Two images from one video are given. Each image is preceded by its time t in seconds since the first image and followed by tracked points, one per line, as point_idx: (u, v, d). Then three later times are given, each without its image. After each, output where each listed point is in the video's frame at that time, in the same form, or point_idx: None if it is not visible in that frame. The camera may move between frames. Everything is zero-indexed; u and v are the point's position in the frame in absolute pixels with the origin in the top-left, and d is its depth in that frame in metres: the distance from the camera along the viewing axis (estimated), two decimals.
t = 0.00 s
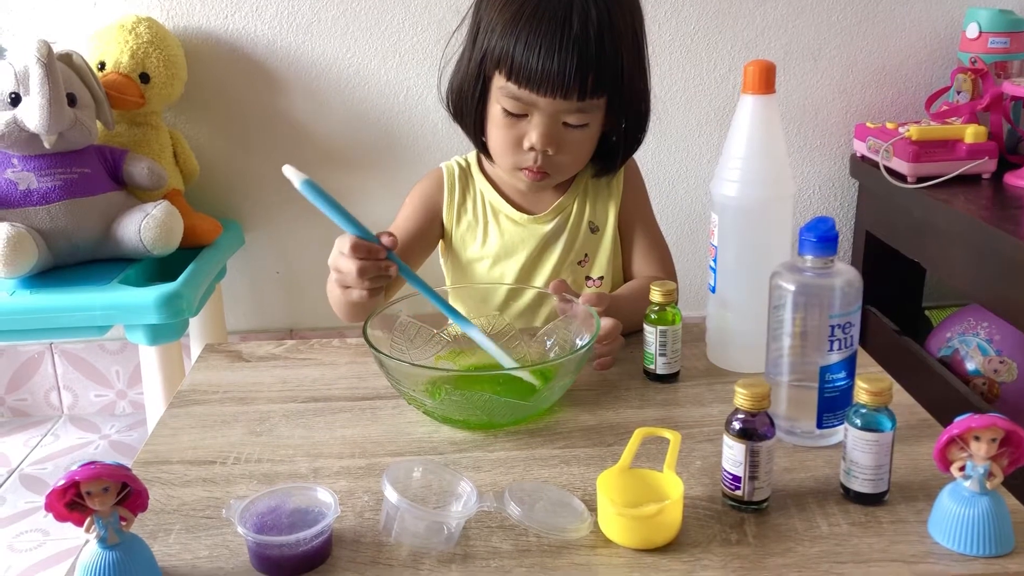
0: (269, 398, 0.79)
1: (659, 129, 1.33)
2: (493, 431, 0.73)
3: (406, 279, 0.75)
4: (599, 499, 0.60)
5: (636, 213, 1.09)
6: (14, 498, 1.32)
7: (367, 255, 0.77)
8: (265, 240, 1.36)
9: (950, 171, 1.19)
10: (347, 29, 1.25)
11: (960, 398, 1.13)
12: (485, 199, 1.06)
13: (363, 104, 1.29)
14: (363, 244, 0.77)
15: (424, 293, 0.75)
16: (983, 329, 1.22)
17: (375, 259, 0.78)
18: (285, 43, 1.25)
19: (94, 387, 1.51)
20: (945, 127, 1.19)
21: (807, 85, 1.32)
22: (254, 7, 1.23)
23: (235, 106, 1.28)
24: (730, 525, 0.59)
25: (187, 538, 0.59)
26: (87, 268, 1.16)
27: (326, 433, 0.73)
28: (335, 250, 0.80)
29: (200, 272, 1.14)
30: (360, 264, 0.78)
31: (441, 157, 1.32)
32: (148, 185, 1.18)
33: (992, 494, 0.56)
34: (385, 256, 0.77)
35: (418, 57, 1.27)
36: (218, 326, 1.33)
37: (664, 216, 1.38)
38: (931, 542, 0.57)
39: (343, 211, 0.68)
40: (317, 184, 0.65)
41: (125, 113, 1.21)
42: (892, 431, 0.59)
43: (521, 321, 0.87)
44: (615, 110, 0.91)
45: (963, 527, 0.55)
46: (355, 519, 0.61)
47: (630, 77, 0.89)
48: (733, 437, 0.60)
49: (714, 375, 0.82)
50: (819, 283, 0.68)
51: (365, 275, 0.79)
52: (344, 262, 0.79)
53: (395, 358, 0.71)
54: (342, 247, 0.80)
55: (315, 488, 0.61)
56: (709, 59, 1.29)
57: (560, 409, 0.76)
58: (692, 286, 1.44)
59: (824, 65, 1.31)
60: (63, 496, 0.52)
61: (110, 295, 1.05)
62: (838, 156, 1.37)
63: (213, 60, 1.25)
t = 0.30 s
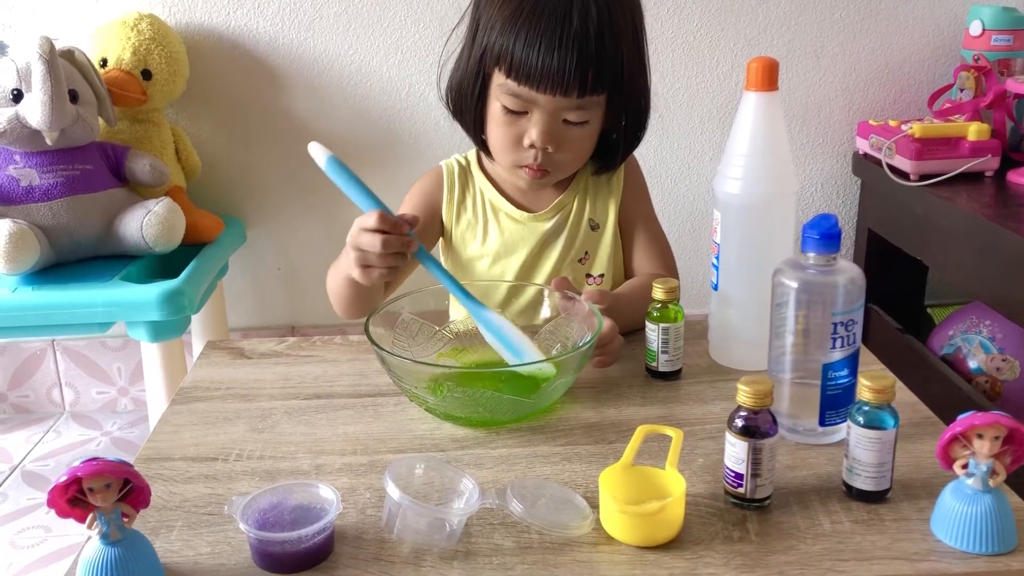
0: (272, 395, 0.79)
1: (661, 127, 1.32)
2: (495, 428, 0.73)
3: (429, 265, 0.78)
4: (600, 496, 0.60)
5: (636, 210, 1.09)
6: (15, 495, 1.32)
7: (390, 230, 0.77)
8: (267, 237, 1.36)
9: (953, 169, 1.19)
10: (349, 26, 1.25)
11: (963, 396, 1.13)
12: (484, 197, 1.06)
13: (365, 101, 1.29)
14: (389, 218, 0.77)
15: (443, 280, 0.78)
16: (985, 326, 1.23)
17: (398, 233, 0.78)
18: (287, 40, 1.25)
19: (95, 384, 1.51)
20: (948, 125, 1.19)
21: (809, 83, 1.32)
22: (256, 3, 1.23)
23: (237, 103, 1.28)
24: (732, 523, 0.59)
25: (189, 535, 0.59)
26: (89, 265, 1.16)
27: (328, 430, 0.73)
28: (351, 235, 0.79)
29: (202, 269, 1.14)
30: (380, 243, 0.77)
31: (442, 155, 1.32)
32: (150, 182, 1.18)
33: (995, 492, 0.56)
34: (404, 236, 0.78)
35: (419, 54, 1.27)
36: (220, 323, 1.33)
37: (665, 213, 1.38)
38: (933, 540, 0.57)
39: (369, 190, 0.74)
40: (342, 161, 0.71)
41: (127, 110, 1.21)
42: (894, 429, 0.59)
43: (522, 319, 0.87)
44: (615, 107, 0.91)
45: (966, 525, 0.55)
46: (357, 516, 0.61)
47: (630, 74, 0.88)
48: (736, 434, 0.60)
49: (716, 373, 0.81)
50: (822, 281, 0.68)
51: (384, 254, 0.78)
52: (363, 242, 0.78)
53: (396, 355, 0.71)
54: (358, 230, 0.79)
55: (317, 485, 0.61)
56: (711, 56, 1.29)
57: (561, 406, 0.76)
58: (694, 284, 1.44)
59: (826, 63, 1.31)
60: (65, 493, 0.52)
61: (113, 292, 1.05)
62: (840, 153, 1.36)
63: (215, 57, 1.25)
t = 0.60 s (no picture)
0: (267, 396, 0.79)
1: (660, 125, 1.32)
2: (493, 429, 0.72)
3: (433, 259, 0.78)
4: (598, 498, 0.60)
5: (633, 209, 1.08)
6: (12, 495, 1.31)
7: (397, 221, 0.76)
8: (264, 236, 1.35)
9: (953, 167, 1.18)
10: (346, 24, 1.24)
11: (963, 395, 1.13)
12: (480, 198, 1.05)
13: (362, 99, 1.28)
14: (397, 209, 0.76)
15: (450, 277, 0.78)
16: (985, 325, 1.22)
17: (405, 225, 0.77)
18: (284, 39, 1.25)
19: (93, 384, 1.50)
20: (947, 123, 1.18)
21: (808, 81, 1.31)
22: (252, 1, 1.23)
23: (234, 102, 1.27)
24: (730, 524, 0.59)
25: (183, 537, 0.58)
26: (86, 265, 1.16)
27: (324, 430, 0.72)
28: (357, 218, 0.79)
29: (199, 269, 1.13)
30: (386, 232, 0.77)
31: (440, 153, 1.32)
32: (146, 181, 1.18)
33: (995, 493, 0.55)
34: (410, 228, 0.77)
35: (417, 52, 1.26)
36: (217, 322, 1.33)
37: (664, 212, 1.37)
38: (933, 541, 0.56)
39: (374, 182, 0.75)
40: (344, 154, 0.72)
41: (124, 108, 1.20)
42: (894, 430, 0.59)
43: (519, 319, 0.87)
44: (611, 105, 0.91)
45: (966, 527, 0.55)
46: (353, 518, 0.60)
47: (626, 72, 0.88)
48: (734, 435, 0.59)
49: (715, 372, 0.81)
50: (821, 280, 0.68)
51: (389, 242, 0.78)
52: (369, 227, 0.77)
53: (393, 355, 0.71)
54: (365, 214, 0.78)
55: (312, 487, 0.60)
56: (710, 53, 1.28)
57: (559, 407, 0.76)
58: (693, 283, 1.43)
59: (826, 60, 1.30)
60: (58, 495, 0.51)
61: (109, 292, 1.04)
62: (839, 151, 1.36)
63: (212, 55, 1.25)
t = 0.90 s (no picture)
0: (267, 394, 0.79)
1: (658, 124, 1.32)
2: (491, 427, 0.72)
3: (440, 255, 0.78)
4: (596, 494, 0.60)
5: (631, 207, 1.08)
6: (12, 494, 1.32)
7: (404, 212, 0.76)
8: (264, 236, 1.35)
9: (951, 165, 1.19)
10: (345, 24, 1.25)
11: (960, 393, 1.13)
12: (478, 199, 1.06)
13: (361, 99, 1.29)
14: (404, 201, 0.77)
15: (453, 270, 0.78)
16: (983, 323, 1.22)
17: (411, 216, 0.77)
18: (282, 39, 1.25)
19: (93, 383, 1.51)
20: (944, 122, 1.19)
21: (806, 80, 1.32)
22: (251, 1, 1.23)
23: (233, 102, 1.28)
24: (728, 521, 0.59)
25: (184, 534, 0.59)
26: (85, 264, 1.16)
27: (323, 428, 0.72)
28: (359, 208, 0.79)
29: (198, 268, 1.14)
30: (391, 222, 0.77)
31: (439, 152, 1.32)
32: (146, 181, 1.18)
33: (991, 489, 0.56)
34: (416, 219, 0.76)
35: (415, 52, 1.26)
36: (217, 321, 1.33)
37: (663, 211, 1.38)
38: (930, 537, 0.57)
39: (378, 173, 0.75)
40: (347, 146, 0.71)
41: (123, 108, 1.21)
42: (891, 426, 0.59)
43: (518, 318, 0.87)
44: (608, 104, 0.91)
45: (963, 522, 0.55)
46: (353, 515, 0.61)
47: (622, 71, 0.88)
48: (732, 432, 0.60)
49: (713, 370, 0.81)
50: (818, 278, 0.68)
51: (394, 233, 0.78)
52: (373, 217, 0.77)
53: (392, 353, 0.71)
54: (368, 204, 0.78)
55: (312, 484, 0.61)
56: (707, 52, 1.29)
57: (558, 405, 0.76)
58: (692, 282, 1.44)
59: (824, 59, 1.31)
60: (59, 493, 0.52)
61: (108, 290, 1.05)
62: (837, 150, 1.36)
63: (211, 55, 1.25)
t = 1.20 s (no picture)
0: (264, 395, 0.79)
1: (656, 126, 1.32)
2: (488, 428, 0.73)
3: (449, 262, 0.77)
4: (592, 496, 0.60)
5: (629, 209, 1.08)
6: (8, 496, 1.31)
7: (426, 208, 0.77)
8: (262, 237, 1.35)
9: (948, 168, 1.19)
10: (343, 25, 1.25)
11: (957, 395, 1.13)
12: (476, 201, 1.06)
13: (359, 100, 1.29)
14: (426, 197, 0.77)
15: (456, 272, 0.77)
16: (979, 326, 1.22)
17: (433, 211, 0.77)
18: (280, 40, 1.25)
19: (90, 385, 1.51)
20: (940, 124, 1.19)
21: (804, 83, 1.32)
22: (249, 3, 1.23)
23: (231, 103, 1.28)
24: (724, 523, 0.59)
25: (179, 536, 0.59)
26: (83, 265, 1.16)
27: (320, 430, 0.72)
28: (378, 202, 0.77)
29: (195, 269, 1.14)
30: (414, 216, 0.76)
31: (437, 154, 1.32)
32: (143, 182, 1.18)
33: (986, 491, 0.56)
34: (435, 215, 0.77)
35: (413, 53, 1.26)
36: (215, 323, 1.33)
37: (660, 213, 1.38)
38: (925, 540, 0.57)
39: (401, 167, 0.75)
40: (382, 138, 0.71)
41: (121, 109, 1.21)
42: (886, 429, 0.59)
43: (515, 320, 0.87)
44: (604, 104, 0.91)
45: (958, 525, 0.55)
46: (349, 517, 0.61)
47: (619, 72, 0.88)
48: (728, 434, 0.60)
49: (710, 372, 0.81)
50: (815, 280, 0.68)
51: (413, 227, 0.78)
52: (397, 211, 0.76)
53: (389, 355, 0.71)
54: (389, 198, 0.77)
55: (308, 485, 0.61)
56: (705, 55, 1.29)
57: (555, 407, 0.76)
58: (690, 283, 1.44)
59: (821, 62, 1.31)
60: (55, 494, 0.52)
61: (106, 292, 1.05)
62: (835, 152, 1.36)
63: (209, 57, 1.25)
